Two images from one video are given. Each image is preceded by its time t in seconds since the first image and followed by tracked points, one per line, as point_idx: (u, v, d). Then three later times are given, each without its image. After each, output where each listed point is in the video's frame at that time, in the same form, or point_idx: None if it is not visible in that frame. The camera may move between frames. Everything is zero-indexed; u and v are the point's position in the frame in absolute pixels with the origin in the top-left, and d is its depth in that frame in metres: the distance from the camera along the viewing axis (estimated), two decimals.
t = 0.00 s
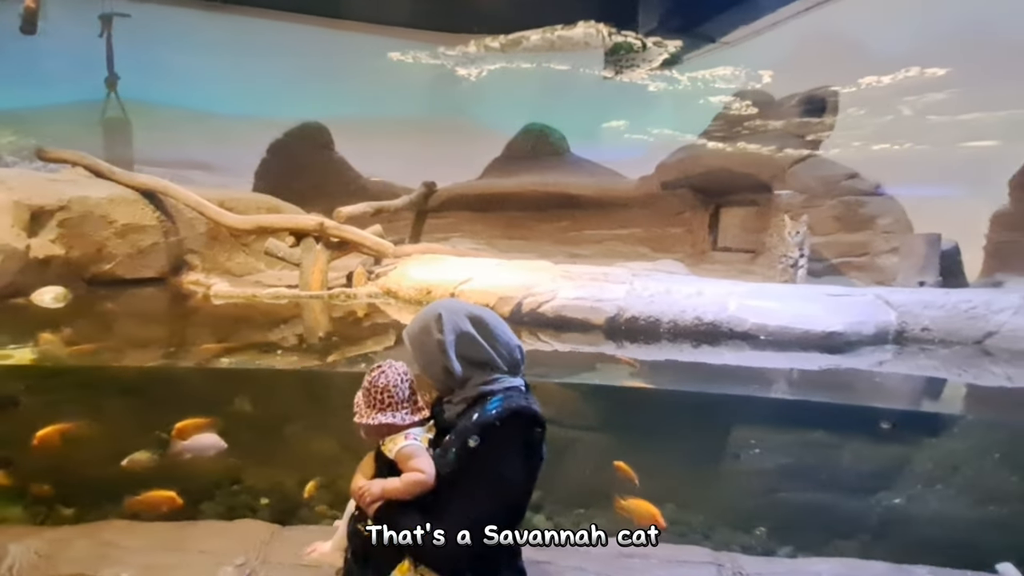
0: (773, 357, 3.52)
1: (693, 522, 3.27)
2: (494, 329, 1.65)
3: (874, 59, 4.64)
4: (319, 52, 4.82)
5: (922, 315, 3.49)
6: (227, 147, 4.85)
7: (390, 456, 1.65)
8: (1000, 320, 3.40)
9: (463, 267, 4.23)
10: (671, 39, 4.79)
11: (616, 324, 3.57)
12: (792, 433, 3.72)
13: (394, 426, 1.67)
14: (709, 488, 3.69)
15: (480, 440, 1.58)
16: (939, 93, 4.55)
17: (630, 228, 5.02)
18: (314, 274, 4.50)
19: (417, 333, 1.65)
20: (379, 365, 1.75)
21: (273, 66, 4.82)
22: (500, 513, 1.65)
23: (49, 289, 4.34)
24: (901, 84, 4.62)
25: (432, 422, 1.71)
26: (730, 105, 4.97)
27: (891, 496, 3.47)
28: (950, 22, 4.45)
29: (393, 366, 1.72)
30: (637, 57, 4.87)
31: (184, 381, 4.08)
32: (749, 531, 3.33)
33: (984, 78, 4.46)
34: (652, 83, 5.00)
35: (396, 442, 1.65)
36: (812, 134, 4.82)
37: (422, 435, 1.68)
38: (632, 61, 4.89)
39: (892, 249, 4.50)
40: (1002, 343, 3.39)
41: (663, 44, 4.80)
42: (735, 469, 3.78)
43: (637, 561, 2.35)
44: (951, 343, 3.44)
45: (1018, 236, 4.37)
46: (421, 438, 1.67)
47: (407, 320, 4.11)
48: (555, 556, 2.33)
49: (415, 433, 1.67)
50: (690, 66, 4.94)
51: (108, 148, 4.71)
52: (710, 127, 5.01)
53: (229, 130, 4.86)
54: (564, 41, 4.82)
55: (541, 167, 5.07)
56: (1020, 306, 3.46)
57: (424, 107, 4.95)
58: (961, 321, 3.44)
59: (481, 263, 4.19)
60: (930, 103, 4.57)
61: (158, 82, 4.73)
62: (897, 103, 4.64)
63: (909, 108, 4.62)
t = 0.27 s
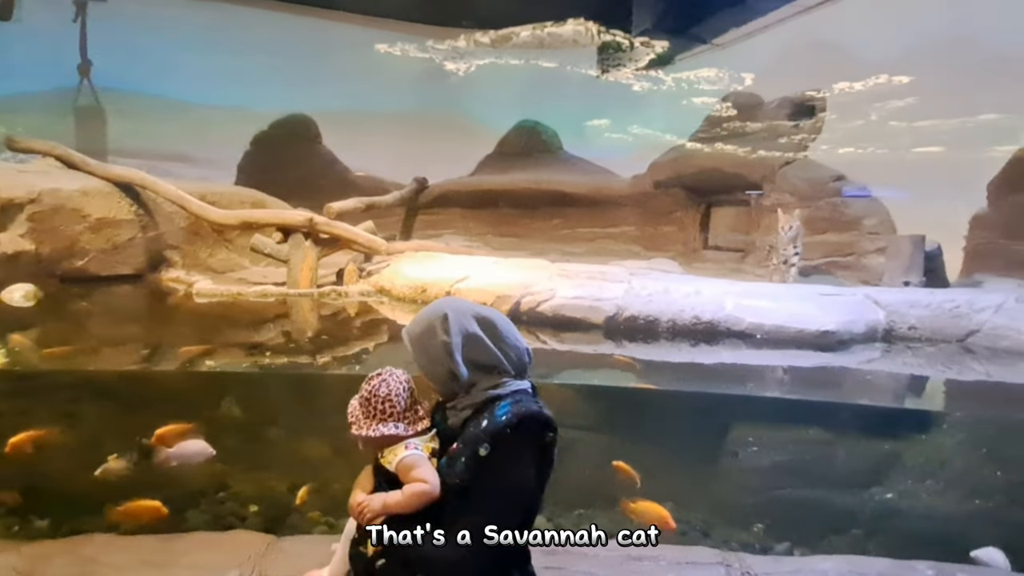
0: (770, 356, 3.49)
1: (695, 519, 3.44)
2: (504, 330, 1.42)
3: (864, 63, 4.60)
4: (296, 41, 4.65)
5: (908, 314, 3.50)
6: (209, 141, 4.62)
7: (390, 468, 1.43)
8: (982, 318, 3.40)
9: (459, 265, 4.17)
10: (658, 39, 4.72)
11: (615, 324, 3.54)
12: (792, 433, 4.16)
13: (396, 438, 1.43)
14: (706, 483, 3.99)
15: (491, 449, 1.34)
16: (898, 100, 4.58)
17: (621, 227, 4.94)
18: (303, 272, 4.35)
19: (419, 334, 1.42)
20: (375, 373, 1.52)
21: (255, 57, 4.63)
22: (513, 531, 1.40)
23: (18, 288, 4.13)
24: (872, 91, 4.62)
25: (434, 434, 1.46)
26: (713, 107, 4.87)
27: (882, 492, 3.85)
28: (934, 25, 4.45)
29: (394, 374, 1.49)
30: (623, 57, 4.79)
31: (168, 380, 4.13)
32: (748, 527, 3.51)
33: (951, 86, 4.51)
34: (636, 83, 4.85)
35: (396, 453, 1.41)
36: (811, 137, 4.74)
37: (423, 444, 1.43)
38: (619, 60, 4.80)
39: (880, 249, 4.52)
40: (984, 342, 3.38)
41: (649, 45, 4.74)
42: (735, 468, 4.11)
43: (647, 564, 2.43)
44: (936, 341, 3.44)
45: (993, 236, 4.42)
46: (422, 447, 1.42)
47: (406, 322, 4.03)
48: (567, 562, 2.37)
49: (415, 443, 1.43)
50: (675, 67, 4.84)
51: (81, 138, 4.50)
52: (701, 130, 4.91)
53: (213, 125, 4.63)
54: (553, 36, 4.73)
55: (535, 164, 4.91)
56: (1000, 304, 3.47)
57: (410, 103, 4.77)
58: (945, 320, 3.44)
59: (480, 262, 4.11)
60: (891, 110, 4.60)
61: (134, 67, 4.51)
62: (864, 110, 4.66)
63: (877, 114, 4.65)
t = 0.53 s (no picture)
0: (763, 353, 3.57)
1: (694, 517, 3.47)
2: (509, 330, 1.36)
3: (856, 62, 4.61)
4: (278, 35, 4.54)
5: (903, 313, 3.57)
6: (195, 136, 4.52)
7: (384, 469, 1.36)
8: (975, 316, 3.50)
9: (454, 264, 4.11)
10: (647, 36, 4.60)
11: (613, 322, 3.69)
12: (784, 430, 4.21)
13: (390, 439, 1.39)
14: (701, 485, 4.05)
15: (492, 450, 1.26)
16: (878, 102, 4.64)
17: (614, 225, 4.86)
18: (293, 271, 4.27)
19: (421, 333, 1.36)
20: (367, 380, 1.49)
21: (242, 53, 4.53)
22: (517, 540, 1.31)
23: None
24: (853, 92, 4.66)
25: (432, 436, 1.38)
26: (698, 107, 4.82)
27: (880, 490, 3.80)
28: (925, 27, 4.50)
29: (388, 377, 1.46)
30: (610, 55, 4.68)
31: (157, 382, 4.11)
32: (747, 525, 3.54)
33: (936, 90, 4.56)
34: (622, 82, 4.77)
35: (391, 454, 1.36)
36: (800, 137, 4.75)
37: (419, 444, 1.37)
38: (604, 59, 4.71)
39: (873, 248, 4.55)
40: (978, 339, 3.49)
41: (638, 43, 4.62)
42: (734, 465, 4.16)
43: (654, 565, 2.47)
44: (931, 340, 3.54)
45: (985, 236, 4.45)
46: (417, 448, 1.36)
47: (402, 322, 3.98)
48: (574, 564, 2.41)
49: (409, 445, 1.37)
50: (666, 65, 4.75)
51: (62, 133, 4.35)
52: (694, 129, 4.86)
53: (198, 122, 4.52)
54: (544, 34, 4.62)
55: (527, 163, 4.86)
56: (993, 303, 3.56)
57: (402, 100, 4.69)
58: (939, 318, 3.54)
59: (477, 262, 4.04)
60: (873, 111, 4.65)
61: (118, 61, 4.39)
62: (843, 110, 4.70)
63: (855, 114, 4.68)
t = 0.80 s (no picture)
0: (762, 352, 3.75)
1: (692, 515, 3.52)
2: (509, 329, 1.36)
3: (846, 61, 4.64)
4: (268, 33, 4.51)
5: (901, 312, 3.77)
6: (184, 134, 4.48)
7: (382, 469, 1.36)
8: (973, 315, 3.69)
9: (449, 265, 4.11)
10: (636, 34, 4.58)
11: (609, 320, 3.83)
12: (785, 430, 4.23)
13: (387, 440, 1.40)
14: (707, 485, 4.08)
15: (492, 449, 1.27)
16: (865, 100, 4.69)
17: (606, 225, 4.87)
18: (285, 272, 4.28)
19: (421, 334, 1.37)
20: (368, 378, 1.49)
21: (231, 51, 4.49)
22: (516, 542, 1.31)
23: None
24: (841, 90, 4.70)
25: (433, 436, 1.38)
26: (685, 106, 4.85)
27: (880, 490, 3.85)
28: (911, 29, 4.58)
29: (388, 376, 1.45)
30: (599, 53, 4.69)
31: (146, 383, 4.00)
32: (745, 526, 3.53)
33: (924, 89, 4.62)
34: (608, 79, 4.78)
35: (389, 454, 1.36)
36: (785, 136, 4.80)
37: (417, 444, 1.37)
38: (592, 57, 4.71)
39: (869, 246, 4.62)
40: (975, 338, 3.68)
41: (627, 40, 4.61)
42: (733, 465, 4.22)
43: (657, 565, 2.66)
44: (929, 338, 3.74)
45: (976, 233, 4.52)
46: (416, 447, 1.36)
47: (395, 322, 4.03)
48: (576, 566, 2.60)
49: (409, 444, 1.37)
50: (656, 63, 4.75)
51: (51, 132, 4.25)
52: (683, 129, 4.87)
53: (186, 121, 4.48)
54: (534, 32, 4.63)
55: (518, 162, 4.85)
56: (991, 301, 3.74)
57: (393, 99, 4.67)
58: (937, 317, 3.74)
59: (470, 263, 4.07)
60: (860, 109, 4.69)
61: (107, 60, 4.33)
62: (828, 110, 4.75)
63: (842, 113, 4.72)
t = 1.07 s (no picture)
0: (761, 351, 3.76)
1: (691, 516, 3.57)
2: (513, 330, 1.34)
3: (842, 60, 4.63)
4: (263, 30, 4.48)
5: (899, 310, 3.77)
6: (177, 132, 4.44)
7: (388, 471, 1.34)
8: (971, 314, 3.70)
9: (444, 263, 4.08)
10: (629, 31, 4.59)
11: (606, 319, 3.82)
12: (783, 430, 4.14)
13: (393, 440, 1.37)
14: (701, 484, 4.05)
15: (498, 450, 1.26)
16: (858, 98, 4.66)
17: (601, 223, 4.86)
18: (279, 271, 4.24)
19: (425, 335, 1.35)
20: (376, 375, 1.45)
21: (223, 49, 4.46)
22: (520, 544, 1.29)
23: None
24: (835, 88, 4.67)
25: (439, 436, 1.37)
26: (677, 103, 4.84)
27: (879, 489, 3.82)
28: (907, 28, 4.56)
29: (397, 374, 1.42)
30: (591, 50, 4.67)
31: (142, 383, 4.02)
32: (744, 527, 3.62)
33: (919, 88, 4.60)
34: (600, 78, 4.77)
35: (395, 454, 1.34)
36: (777, 134, 4.79)
37: (424, 445, 1.35)
38: (585, 55, 4.70)
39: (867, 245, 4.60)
40: (974, 337, 3.69)
41: (620, 38, 4.60)
42: (729, 466, 4.15)
43: (658, 566, 2.69)
44: (927, 336, 3.74)
45: (976, 232, 4.51)
46: (422, 448, 1.34)
47: (390, 321, 4.01)
48: (578, 566, 2.62)
49: (416, 445, 1.35)
50: (650, 61, 4.74)
51: (39, 129, 4.22)
52: (676, 128, 4.85)
53: (178, 118, 4.44)
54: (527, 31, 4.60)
55: (513, 160, 4.81)
56: (989, 300, 3.76)
57: (387, 98, 4.65)
58: (935, 315, 3.74)
59: (464, 262, 4.05)
60: (852, 107, 4.68)
61: (100, 57, 4.29)
62: (820, 108, 4.72)
63: (834, 111, 4.70)
